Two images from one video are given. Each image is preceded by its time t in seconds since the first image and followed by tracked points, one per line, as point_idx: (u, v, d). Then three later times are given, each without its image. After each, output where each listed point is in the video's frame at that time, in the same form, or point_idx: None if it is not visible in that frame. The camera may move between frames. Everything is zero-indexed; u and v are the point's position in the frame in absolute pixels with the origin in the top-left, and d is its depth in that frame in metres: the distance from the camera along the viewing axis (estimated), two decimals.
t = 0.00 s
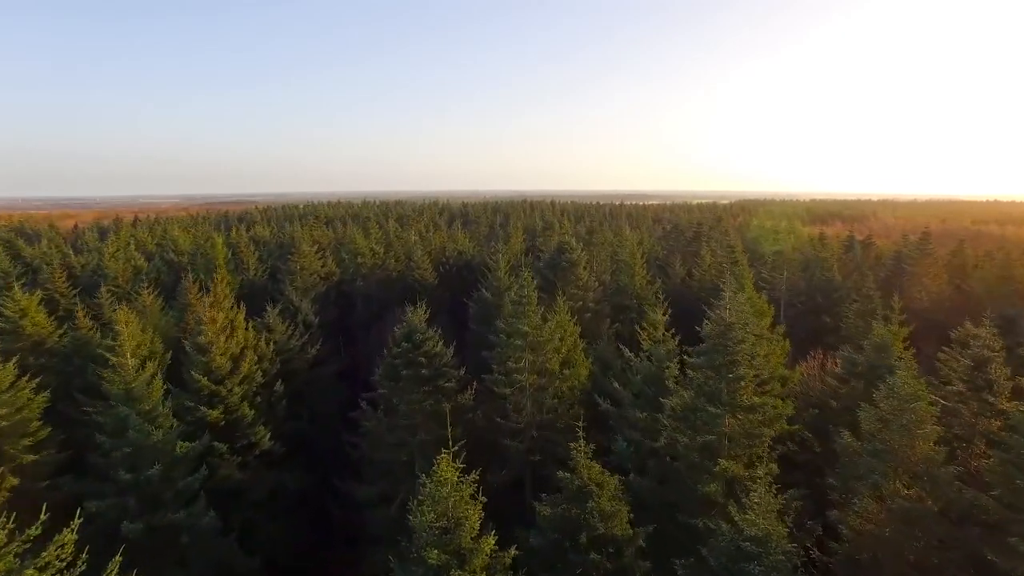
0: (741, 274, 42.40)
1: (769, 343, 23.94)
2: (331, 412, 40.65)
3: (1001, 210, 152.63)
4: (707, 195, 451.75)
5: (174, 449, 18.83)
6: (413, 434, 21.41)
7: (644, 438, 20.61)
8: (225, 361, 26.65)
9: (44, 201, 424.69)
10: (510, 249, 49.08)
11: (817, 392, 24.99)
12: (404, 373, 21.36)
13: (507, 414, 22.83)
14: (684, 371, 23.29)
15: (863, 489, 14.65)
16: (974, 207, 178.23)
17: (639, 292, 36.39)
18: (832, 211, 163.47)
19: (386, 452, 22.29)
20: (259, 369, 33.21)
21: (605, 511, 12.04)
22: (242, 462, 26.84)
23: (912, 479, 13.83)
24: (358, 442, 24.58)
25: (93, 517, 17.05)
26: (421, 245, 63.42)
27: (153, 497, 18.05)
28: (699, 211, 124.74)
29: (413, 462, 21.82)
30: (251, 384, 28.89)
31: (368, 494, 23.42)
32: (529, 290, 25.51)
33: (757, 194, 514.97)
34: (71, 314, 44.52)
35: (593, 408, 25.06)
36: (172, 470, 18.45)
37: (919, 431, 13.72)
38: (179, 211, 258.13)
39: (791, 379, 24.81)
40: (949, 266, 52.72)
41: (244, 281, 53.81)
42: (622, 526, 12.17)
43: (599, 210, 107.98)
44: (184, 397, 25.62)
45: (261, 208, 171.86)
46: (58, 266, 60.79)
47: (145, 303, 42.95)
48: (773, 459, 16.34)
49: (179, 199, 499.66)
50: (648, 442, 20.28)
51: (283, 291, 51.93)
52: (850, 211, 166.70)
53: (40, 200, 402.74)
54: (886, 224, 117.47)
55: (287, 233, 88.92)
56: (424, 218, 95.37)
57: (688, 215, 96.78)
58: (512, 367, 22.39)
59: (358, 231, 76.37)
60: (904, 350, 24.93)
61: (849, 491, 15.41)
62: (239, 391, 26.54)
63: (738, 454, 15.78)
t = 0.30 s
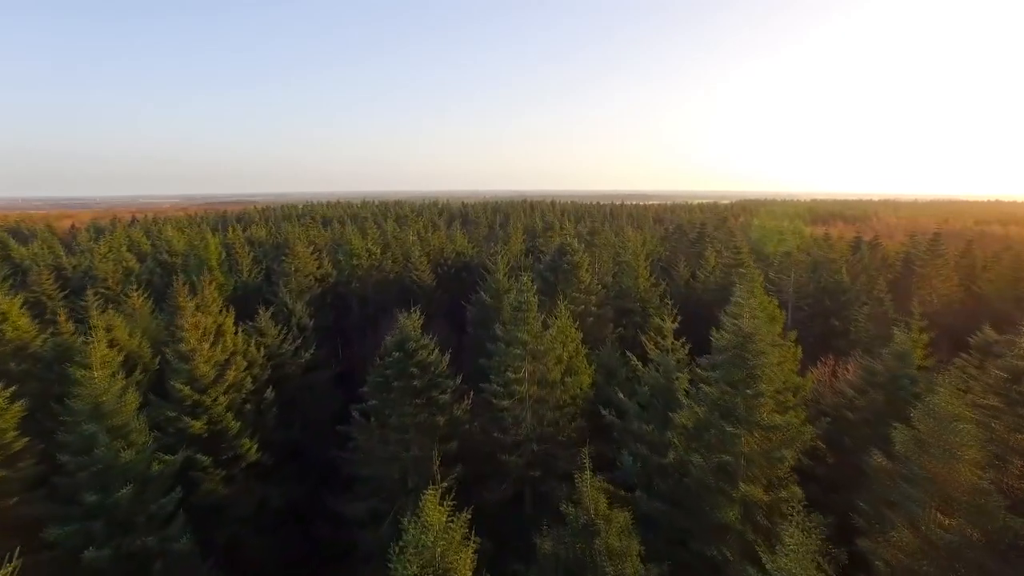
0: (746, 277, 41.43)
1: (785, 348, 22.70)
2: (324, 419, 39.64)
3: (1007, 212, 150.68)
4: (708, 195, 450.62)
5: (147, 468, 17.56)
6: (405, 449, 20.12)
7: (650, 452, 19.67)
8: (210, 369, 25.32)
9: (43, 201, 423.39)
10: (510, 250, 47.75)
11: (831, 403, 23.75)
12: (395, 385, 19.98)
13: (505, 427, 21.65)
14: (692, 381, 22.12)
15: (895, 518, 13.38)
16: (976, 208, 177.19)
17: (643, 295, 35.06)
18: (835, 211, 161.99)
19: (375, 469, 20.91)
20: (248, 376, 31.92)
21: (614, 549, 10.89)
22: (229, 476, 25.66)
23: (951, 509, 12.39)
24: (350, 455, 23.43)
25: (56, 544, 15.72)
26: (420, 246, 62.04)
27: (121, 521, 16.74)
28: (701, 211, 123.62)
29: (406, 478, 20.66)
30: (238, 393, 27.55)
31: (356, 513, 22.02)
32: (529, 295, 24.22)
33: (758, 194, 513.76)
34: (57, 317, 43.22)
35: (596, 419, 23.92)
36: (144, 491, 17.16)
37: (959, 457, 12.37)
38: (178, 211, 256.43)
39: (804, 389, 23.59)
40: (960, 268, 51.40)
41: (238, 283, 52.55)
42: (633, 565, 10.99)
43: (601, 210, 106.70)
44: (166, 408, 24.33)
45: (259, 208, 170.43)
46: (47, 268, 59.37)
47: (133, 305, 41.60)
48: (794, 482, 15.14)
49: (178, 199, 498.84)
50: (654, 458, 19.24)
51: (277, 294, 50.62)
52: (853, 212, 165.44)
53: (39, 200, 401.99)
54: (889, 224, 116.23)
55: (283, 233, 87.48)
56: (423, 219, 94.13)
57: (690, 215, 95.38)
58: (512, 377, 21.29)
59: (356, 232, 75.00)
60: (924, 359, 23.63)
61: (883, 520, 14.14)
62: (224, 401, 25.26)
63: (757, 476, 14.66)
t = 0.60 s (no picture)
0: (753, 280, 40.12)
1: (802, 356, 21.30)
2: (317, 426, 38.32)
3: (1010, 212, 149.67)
4: (708, 195, 449.26)
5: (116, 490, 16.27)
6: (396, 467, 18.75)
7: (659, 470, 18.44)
8: (192, 378, 24.00)
9: (41, 201, 422.21)
10: (510, 251, 46.41)
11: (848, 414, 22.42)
12: (384, 398, 18.54)
13: (504, 442, 20.38)
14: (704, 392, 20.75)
15: (936, 553, 12.02)
16: (979, 208, 176.00)
17: (647, 299, 33.69)
18: (835, 211, 160.78)
19: (364, 489, 19.49)
20: (235, 383, 30.55)
21: None
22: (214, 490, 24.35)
23: (999, 543, 11.03)
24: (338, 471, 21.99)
25: None
26: (417, 246, 60.63)
27: (86, 550, 15.43)
28: (703, 211, 122.22)
29: (398, 497, 19.24)
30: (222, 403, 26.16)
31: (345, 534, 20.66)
32: (528, 302, 22.90)
33: (759, 194, 512.04)
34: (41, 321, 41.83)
35: (601, 432, 22.59)
36: (111, 517, 15.86)
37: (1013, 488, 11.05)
38: (177, 211, 254.73)
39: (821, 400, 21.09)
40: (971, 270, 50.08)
41: (230, 284, 51.12)
42: None
43: (602, 210, 105.32)
44: (146, 420, 23.00)
45: (257, 208, 168.91)
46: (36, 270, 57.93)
47: (120, 307, 40.20)
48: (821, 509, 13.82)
49: (177, 199, 496.93)
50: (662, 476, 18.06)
51: (270, 296, 49.26)
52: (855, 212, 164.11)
53: (37, 200, 400.51)
54: (893, 224, 114.87)
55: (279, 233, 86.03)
56: (422, 219, 92.67)
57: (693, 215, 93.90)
58: (510, 390, 19.99)
59: (353, 232, 73.56)
60: (947, 367, 22.25)
61: (922, 554, 12.78)
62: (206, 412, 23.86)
63: (779, 504, 13.41)
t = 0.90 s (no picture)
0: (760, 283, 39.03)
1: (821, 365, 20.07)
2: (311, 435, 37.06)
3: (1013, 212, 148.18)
4: (709, 195, 447.82)
5: (82, 516, 15.12)
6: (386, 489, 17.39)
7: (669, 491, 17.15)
8: (172, 390, 22.60)
9: (41, 201, 421.98)
10: (510, 252, 45.14)
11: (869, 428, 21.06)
12: (373, 415, 17.20)
13: (502, 458, 19.13)
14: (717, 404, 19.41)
15: None
16: (982, 208, 174.47)
17: (652, 303, 32.31)
18: (838, 211, 159.31)
19: (352, 512, 18.10)
20: (222, 392, 29.19)
21: None
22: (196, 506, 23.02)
23: None
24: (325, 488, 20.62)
25: None
26: (415, 247, 59.29)
27: None
28: (705, 212, 120.72)
29: (388, 520, 17.87)
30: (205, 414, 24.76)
31: (334, 559, 19.37)
32: (528, 308, 21.55)
33: (759, 194, 511.34)
34: (27, 325, 40.52)
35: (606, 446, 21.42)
36: (71, 549, 14.66)
37: None
38: (176, 210, 253.39)
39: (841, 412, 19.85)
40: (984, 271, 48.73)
41: (222, 288, 49.96)
42: None
43: (603, 211, 103.98)
44: (123, 434, 21.67)
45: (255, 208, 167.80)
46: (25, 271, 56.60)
47: (107, 311, 38.85)
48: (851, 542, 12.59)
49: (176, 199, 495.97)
50: (672, 498, 16.73)
51: (263, 299, 47.98)
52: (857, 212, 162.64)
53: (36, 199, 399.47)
54: (897, 225, 113.47)
55: (276, 234, 84.63)
56: (421, 220, 91.27)
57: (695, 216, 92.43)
58: (510, 403, 18.72)
59: (350, 232, 72.22)
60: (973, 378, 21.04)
61: None
62: (186, 424, 22.53)
63: (807, 539, 12.14)
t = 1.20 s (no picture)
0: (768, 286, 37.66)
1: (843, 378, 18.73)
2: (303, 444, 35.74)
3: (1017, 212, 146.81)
4: (709, 195, 446.27)
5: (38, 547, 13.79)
6: (374, 516, 16.09)
7: (681, 517, 15.87)
8: (152, 402, 21.25)
9: (40, 201, 420.77)
10: (510, 254, 43.79)
11: (891, 442, 19.72)
12: (360, 435, 15.89)
13: (500, 478, 17.83)
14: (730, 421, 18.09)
15: None
16: (986, 208, 172.94)
17: (658, 307, 30.96)
18: (840, 211, 158.12)
19: (338, 539, 16.77)
20: (209, 402, 27.83)
21: None
22: (177, 526, 21.71)
23: None
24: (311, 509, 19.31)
25: None
26: (413, 248, 57.83)
27: None
28: (707, 212, 119.33)
29: (377, 549, 16.55)
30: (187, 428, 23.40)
31: None
32: (528, 316, 20.23)
33: (760, 194, 509.65)
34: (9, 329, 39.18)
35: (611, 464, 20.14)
36: None
37: None
38: (174, 210, 251.75)
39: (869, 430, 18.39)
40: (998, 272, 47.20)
41: (214, 290, 48.55)
42: None
43: (604, 211, 102.52)
44: (97, 449, 20.34)
45: (253, 208, 166.29)
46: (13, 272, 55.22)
47: (93, 314, 37.53)
48: None
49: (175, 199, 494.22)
50: (685, 524, 15.48)
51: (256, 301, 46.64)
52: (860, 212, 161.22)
53: (34, 199, 398.00)
54: (901, 225, 112.00)
55: (272, 234, 83.17)
56: (420, 220, 89.83)
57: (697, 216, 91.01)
58: (509, 420, 17.42)
59: (347, 233, 70.79)
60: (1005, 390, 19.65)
61: None
62: (166, 439, 21.16)
63: None
